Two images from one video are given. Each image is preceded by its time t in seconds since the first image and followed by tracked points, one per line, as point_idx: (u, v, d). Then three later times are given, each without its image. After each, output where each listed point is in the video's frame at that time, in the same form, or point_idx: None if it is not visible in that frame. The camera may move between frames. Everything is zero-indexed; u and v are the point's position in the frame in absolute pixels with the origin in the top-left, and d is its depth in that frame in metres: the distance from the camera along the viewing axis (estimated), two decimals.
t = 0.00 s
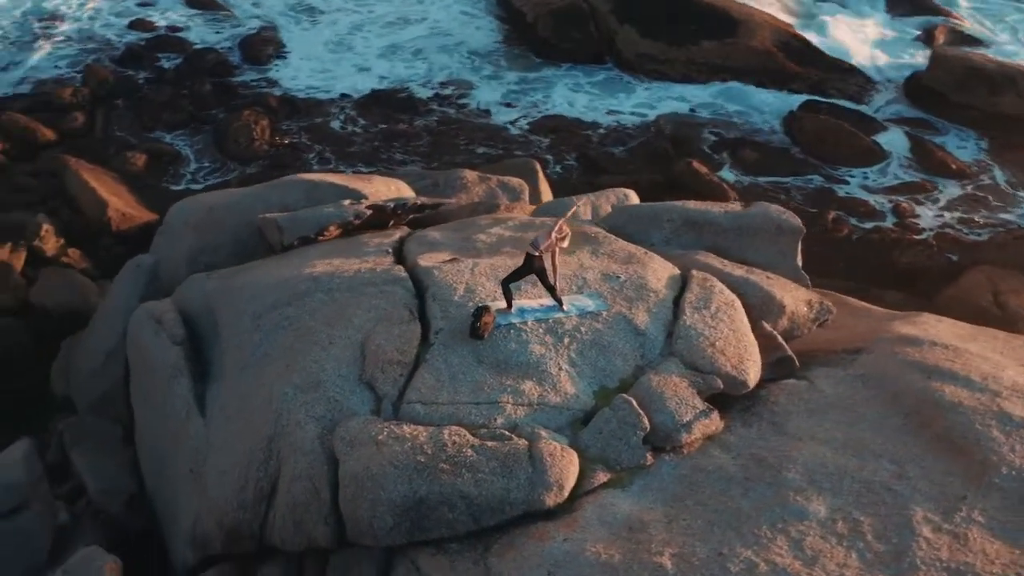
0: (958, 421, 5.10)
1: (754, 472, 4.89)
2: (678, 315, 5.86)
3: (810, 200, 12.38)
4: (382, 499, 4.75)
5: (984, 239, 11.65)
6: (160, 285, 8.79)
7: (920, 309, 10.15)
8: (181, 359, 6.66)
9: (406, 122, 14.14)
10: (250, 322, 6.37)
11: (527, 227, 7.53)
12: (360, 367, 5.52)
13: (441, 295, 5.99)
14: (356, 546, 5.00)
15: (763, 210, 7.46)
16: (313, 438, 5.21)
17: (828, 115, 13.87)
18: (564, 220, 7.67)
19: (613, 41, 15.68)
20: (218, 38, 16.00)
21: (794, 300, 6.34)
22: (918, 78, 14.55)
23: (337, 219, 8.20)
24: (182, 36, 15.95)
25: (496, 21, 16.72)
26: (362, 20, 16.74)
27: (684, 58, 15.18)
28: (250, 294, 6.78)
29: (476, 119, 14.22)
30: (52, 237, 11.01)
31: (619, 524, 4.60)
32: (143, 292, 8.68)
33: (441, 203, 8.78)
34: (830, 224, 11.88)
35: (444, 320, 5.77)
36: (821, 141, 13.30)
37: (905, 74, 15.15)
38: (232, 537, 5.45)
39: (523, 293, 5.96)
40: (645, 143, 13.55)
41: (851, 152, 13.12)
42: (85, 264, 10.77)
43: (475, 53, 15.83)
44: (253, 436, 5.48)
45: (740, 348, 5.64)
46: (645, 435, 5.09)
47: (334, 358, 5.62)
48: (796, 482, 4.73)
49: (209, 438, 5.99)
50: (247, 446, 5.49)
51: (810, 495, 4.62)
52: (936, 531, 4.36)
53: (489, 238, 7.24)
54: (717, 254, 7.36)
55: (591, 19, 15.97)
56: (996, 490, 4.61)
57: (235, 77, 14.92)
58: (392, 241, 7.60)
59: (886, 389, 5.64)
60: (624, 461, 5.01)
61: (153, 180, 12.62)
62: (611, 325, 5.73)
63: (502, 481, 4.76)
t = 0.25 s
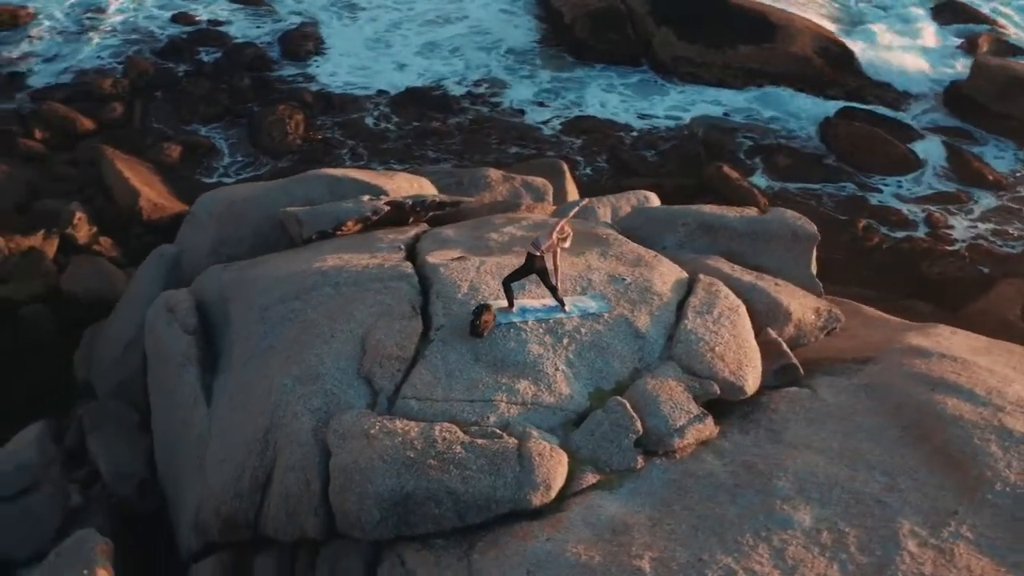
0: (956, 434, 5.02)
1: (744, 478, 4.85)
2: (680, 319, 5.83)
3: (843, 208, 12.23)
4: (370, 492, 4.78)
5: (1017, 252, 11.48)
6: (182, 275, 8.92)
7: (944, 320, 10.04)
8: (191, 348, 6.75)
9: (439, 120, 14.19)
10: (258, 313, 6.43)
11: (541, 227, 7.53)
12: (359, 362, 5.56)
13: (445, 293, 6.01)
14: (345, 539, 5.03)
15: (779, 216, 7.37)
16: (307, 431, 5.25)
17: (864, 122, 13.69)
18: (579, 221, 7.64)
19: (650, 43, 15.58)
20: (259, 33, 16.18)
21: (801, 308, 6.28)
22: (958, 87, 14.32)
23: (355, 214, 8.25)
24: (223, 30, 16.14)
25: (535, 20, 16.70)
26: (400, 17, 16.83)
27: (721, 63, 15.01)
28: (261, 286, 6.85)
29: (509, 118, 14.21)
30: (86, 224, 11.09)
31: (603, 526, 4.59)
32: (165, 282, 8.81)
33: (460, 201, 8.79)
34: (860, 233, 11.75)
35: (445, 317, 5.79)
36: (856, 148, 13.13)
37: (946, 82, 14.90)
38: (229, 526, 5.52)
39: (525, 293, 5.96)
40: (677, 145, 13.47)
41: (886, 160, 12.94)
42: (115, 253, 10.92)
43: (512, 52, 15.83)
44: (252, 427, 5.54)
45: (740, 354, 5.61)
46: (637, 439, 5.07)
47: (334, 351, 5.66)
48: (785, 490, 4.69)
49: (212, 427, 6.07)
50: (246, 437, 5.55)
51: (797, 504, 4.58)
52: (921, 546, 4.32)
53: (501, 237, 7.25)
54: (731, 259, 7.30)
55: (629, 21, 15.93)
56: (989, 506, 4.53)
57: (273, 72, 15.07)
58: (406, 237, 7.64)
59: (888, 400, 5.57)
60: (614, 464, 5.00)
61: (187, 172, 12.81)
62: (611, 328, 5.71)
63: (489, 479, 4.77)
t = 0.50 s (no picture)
0: (954, 448, 4.95)
1: (733, 483, 4.81)
2: (682, 323, 5.80)
3: (875, 216, 12.07)
4: (359, 484, 4.82)
5: None
6: (204, 265, 9.03)
7: (971, 334, 9.89)
8: (202, 337, 6.84)
9: (472, 119, 14.22)
10: (266, 305, 6.50)
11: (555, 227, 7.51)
12: (359, 355, 5.60)
13: (450, 290, 6.03)
14: (336, 530, 5.08)
15: (795, 222, 7.29)
16: (303, 423, 5.31)
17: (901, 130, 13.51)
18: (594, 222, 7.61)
19: (687, 46, 15.40)
20: (299, 28, 16.30)
21: (808, 314, 6.23)
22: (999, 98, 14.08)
23: (374, 210, 8.31)
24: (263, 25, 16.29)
25: (574, 18, 16.65)
26: (440, 14, 16.78)
27: (758, 67, 14.73)
28: (271, 278, 6.91)
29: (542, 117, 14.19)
30: (118, 214, 11.25)
31: (587, 527, 4.59)
32: (188, 271, 8.93)
33: (480, 199, 8.80)
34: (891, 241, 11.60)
35: (447, 314, 5.82)
36: (891, 155, 12.95)
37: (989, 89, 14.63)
38: (227, 513, 5.59)
39: (529, 292, 5.96)
40: (709, 148, 13.36)
41: (921, 169, 12.75)
42: (146, 242, 11.05)
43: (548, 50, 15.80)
44: (252, 417, 5.61)
45: (740, 360, 5.58)
46: (628, 441, 5.06)
47: (336, 344, 5.70)
48: (773, 497, 4.65)
49: (217, 415, 6.15)
50: (246, 426, 5.62)
51: (784, 511, 4.55)
52: (905, 559, 4.30)
53: (513, 237, 7.25)
54: (745, 264, 7.23)
55: (667, 24, 15.74)
56: (978, 521, 4.48)
57: (310, 67, 15.21)
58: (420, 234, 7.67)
59: (889, 410, 5.50)
60: (605, 465, 4.99)
61: (221, 164, 12.98)
62: (611, 329, 5.70)
63: (477, 476, 4.79)
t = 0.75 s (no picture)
0: (949, 460, 4.88)
1: (721, 489, 4.79)
2: (683, 326, 5.77)
3: (905, 225, 11.91)
4: (347, 477, 4.86)
5: None
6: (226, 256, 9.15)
7: (996, 348, 9.73)
8: (212, 328, 6.92)
9: (504, 118, 14.23)
10: (274, 297, 6.56)
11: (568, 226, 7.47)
12: (358, 349, 5.64)
13: (453, 287, 6.05)
14: (326, 521, 5.12)
15: (809, 228, 7.22)
16: (299, 414, 5.36)
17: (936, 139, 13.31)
18: (607, 223, 7.58)
19: (723, 51, 15.19)
20: (337, 24, 16.42)
21: (814, 322, 6.17)
22: None
23: (391, 206, 8.35)
24: (302, 21, 16.43)
25: (611, 19, 16.58)
26: (477, 14, 16.78)
27: (794, 72, 14.59)
28: (282, 271, 6.98)
29: (575, 118, 14.17)
30: (148, 204, 11.36)
31: (569, 527, 4.59)
32: (209, 262, 9.04)
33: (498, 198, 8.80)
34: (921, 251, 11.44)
35: (448, 311, 5.84)
36: (925, 164, 12.76)
37: None
38: (224, 501, 5.66)
39: (532, 291, 5.96)
40: (740, 151, 13.25)
41: (956, 178, 12.55)
42: (174, 233, 11.20)
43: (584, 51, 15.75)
44: (252, 407, 5.67)
45: (739, 366, 5.54)
46: (618, 443, 5.05)
47: (336, 337, 5.75)
48: (759, 504, 4.63)
49: (221, 404, 6.23)
50: (246, 415, 5.69)
51: (767, 518, 4.52)
52: (886, 572, 4.26)
53: (524, 236, 7.26)
54: (757, 270, 7.17)
55: (704, 27, 15.52)
56: (966, 535, 4.43)
57: (346, 64, 15.32)
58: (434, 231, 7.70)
59: (888, 420, 5.43)
60: (594, 466, 4.98)
61: (254, 158, 13.13)
62: (611, 330, 5.68)
63: (464, 472, 4.80)
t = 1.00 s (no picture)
0: (941, 473, 4.81)
1: (708, 494, 4.76)
2: (682, 330, 5.75)
3: (934, 235, 11.75)
4: (336, 470, 4.90)
5: None
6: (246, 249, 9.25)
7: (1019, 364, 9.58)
8: (222, 319, 7.00)
9: (533, 119, 14.23)
10: (282, 290, 6.63)
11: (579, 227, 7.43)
12: (356, 343, 5.68)
13: (455, 284, 6.08)
14: (317, 513, 5.18)
15: (821, 235, 7.15)
16: (295, 407, 5.41)
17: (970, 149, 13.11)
18: (618, 226, 7.55)
19: (757, 56, 15.00)
20: (373, 23, 16.52)
21: (817, 330, 6.12)
22: None
23: (407, 203, 8.40)
24: (339, 18, 16.55)
25: (647, 21, 16.50)
26: (513, 14, 16.79)
27: (829, 78, 14.35)
28: (292, 264, 7.04)
29: (604, 120, 14.14)
30: (177, 196, 11.51)
31: (551, 527, 4.59)
32: (229, 255, 9.15)
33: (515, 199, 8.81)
34: (948, 263, 11.28)
35: (448, 308, 5.87)
36: (957, 174, 12.58)
37: None
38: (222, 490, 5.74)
39: (533, 292, 5.97)
40: (769, 156, 13.13)
41: (988, 189, 12.36)
42: (201, 226, 11.31)
43: (617, 53, 15.70)
44: (252, 397, 5.74)
45: (735, 372, 5.51)
46: (608, 445, 5.04)
47: (336, 331, 5.79)
48: (742, 510, 4.60)
49: (225, 394, 6.30)
50: (245, 406, 5.75)
51: (749, 525, 4.50)
52: None
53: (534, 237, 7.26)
54: (768, 276, 7.12)
55: (739, 31, 15.34)
56: (951, 549, 4.38)
57: (380, 62, 15.41)
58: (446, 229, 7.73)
59: (885, 431, 5.37)
60: (583, 467, 4.99)
61: (284, 153, 13.26)
62: (608, 332, 5.68)
63: (450, 468, 4.82)
